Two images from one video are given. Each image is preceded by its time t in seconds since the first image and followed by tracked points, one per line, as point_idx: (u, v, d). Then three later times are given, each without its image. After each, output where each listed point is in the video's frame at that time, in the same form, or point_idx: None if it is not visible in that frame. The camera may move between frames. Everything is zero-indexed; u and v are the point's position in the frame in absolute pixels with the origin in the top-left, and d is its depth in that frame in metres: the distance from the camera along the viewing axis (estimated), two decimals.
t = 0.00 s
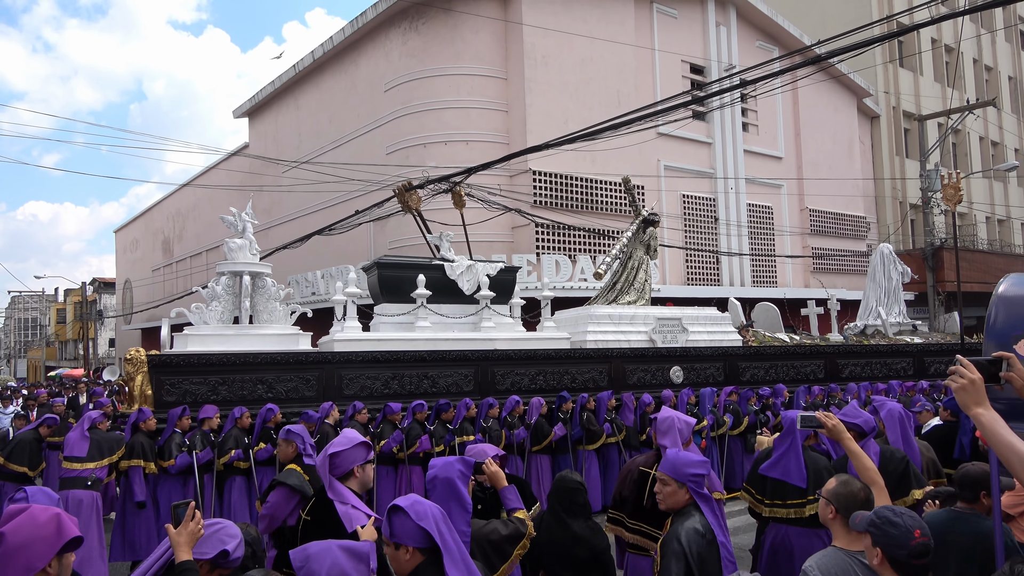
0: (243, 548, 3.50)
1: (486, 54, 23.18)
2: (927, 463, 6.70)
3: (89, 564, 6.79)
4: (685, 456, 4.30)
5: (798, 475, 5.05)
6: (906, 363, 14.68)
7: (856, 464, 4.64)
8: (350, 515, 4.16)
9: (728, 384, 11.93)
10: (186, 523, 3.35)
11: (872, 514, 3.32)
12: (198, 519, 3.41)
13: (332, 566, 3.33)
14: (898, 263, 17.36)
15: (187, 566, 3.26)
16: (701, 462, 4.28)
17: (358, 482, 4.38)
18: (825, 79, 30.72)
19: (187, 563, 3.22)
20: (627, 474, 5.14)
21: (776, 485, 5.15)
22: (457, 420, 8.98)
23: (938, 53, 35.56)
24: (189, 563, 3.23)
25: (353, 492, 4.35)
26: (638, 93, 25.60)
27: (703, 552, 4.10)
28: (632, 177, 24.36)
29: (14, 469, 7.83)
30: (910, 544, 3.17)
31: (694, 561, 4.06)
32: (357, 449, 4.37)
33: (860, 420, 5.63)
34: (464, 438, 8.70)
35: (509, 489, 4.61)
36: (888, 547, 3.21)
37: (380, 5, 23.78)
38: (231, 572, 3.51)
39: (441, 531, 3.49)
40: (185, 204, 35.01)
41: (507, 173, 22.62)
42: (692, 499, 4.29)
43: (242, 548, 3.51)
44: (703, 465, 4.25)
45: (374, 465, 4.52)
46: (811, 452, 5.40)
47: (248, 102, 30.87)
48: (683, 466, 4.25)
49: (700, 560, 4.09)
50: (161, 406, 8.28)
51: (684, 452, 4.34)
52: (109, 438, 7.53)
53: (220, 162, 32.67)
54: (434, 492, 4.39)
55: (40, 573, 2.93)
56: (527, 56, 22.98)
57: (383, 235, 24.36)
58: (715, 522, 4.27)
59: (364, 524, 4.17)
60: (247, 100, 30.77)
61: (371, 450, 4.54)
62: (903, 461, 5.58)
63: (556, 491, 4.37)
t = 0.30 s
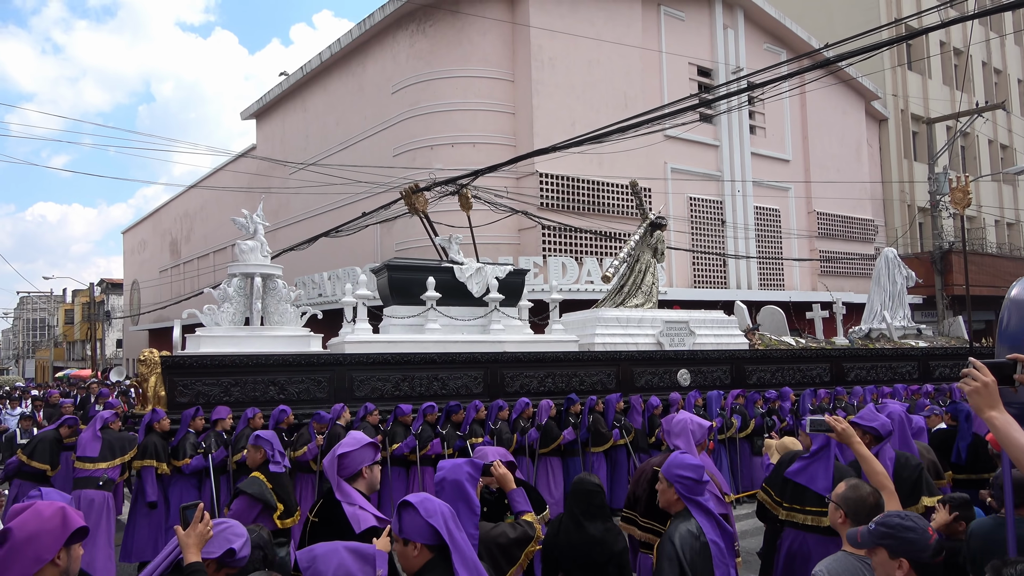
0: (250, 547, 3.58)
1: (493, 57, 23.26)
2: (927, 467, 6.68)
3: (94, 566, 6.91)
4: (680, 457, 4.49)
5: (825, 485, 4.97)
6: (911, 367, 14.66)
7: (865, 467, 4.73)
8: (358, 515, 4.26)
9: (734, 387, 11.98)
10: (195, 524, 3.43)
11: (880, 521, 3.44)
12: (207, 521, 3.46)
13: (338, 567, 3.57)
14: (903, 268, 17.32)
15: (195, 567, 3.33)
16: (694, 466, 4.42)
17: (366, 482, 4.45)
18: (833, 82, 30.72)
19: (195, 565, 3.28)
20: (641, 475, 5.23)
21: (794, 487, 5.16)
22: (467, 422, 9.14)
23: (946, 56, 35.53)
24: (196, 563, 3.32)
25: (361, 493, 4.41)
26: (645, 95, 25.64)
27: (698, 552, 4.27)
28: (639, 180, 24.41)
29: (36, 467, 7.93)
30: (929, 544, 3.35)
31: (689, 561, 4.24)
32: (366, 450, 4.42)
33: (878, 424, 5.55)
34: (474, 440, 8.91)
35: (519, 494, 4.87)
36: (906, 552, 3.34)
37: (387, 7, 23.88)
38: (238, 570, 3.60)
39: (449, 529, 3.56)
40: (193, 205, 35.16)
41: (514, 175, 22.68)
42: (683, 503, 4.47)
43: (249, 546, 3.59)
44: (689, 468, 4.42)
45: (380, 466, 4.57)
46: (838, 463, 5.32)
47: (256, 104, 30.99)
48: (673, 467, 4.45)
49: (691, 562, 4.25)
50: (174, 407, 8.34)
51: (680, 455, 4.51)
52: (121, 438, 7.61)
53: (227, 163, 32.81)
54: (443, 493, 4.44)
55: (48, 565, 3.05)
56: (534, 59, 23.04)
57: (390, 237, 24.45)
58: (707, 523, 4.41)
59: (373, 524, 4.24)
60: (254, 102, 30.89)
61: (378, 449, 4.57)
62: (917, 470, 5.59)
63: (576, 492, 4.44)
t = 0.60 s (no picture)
0: (254, 553, 3.66)
1: (498, 60, 23.35)
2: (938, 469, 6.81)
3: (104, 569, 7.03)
4: (689, 460, 4.60)
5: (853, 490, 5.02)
6: (916, 368, 14.68)
7: (873, 470, 4.77)
8: (363, 517, 4.25)
9: (741, 389, 12.05)
10: (202, 528, 3.50)
11: (889, 522, 3.51)
12: (214, 525, 3.55)
13: (344, 571, 3.47)
14: (906, 269, 17.27)
15: (202, 571, 3.40)
16: (704, 468, 4.51)
17: (372, 485, 4.54)
18: (839, 83, 30.75)
19: (202, 569, 3.35)
20: (647, 475, 5.34)
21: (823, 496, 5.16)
22: (476, 425, 9.27)
23: (953, 56, 35.56)
24: (202, 567, 3.39)
25: (366, 496, 4.47)
26: (650, 97, 25.70)
27: (697, 552, 4.36)
28: (644, 182, 24.49)
29: (59, 467, 8.13)
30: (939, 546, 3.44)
31: (684, 560, 4.34)
32: (372, 452, 4.51)
33: (890, 425, 5.63)
34: (485, 442, 8.92)
35: (524, 496, 4.87)
36: (917, 555, 3.41)
37: (393, 11, 23.99)
38: None
39: (450, 528, 3.66)
40: (200, 209, 35.34)
41: (520, 178, 22.74)
42: (689, 504, 4.59)
43: (253, 552, 3.67)
44: (698, 470, 4.51)
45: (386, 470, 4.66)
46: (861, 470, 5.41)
47: (262, 107, 31.15)
48: (683, 468, 4.56)
49: (690, 561, 4.35)
50: (187, 410, 8.44)
51: (690, 457, 4.62)
52: (133, 439, 7.70)
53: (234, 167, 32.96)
54: (448, 496, 4.58)
55: (54, 565, 3.20)
56: (539, 61, 23.12)
57: (396, 240, 24.56)
58: (711, 526, 4.48)
59: (376, 527, 4.25)
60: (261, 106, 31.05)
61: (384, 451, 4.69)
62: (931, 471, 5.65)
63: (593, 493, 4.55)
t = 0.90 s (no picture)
0: (250, 552, 3.69)
1: (500, 62, 23.37)
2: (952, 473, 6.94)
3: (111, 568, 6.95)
4: (693, 461, 4.60)
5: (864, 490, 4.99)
6: (920, 371, 14.69)
7: (876, 474, 4.79)
8: (361, 519, 4.31)
9: (744, 392, 12.05)
10: (201, 531, 3.51)
11: (895, 524, 3.51)
12: (214, 528, 3.56)
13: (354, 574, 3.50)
14: (911, 272, 17.22)
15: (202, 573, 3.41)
16: (707, 470, 4.51)
17: (372, 487, 4.57)
18: (842, 86, 30.78)
19: (202, 570, 3.36)
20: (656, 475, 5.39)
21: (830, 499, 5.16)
22: (481, 427, 9.31)
23: (956, 59, 35.62)
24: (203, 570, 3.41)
25: (365, 499, 4.49)
26: (653, 100, 25.71)
27: (701, 552, 4.37)
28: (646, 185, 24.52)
29: (68, 466, 8.26)
30: (944, 548, 3.45)
31: (688, 560, 4.34)
32: (372, 455, 4.51)
33: (894, 426, 5.72)
34: (488, 444, 9.02)
35: (525, 498, 4.78)
36: (927, 556, 3.43)
37: (395, 13, 24.02)
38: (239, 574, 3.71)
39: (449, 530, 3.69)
40: (203, 211, 35.36)
41: (522, 180, 22.76)
42: (694, 505, 4.62)
43: (249, 551, 3.70)
44: (703, 471, 4.52)
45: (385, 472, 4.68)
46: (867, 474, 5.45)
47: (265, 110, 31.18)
48: (688, 470, 4.56)
49: (696, 561, 4.36)
50: (193, 412, 8.44)
51: (695, 459, 4.62)
52: (139, 442, 7.71)
53: (237, 169, 33.00)
54: (448, 499, 4.62)
55: (52, 568, 3.23)
56: (541, 64, 23.14)
57: (398, 242, 24.56)
58: (717, 528, 4.49)
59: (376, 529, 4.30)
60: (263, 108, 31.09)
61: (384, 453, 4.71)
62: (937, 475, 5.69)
63: (604, 496, 4.57)
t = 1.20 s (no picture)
0: (245, 550, 3.70)
1: (502, 65, 23.36)
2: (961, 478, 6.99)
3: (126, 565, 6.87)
4: (685, 467, 4.58)
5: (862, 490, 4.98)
6: (923, 376, 14.69)
7: (874, 479, 4.71)
8: (362, 521, 4.20)
9: (749, 396, 12.02)
10: (200, 532, 3.51)
11: (897, 529, 3.47)
12: (212, 528, 3.56)
13: None
14: (915, 278, 17.23)
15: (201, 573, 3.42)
16: (701, 474, 4.50)
17: (371, 489, 4.47)
18: (842, 91, 30.86)
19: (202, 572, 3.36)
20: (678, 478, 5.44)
21: (828, 501, 5.09)
22: (486, 429, 9.18)
23: (956, 65, 35.75)
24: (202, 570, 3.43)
25: (366, 501, 4.40)
26: (654, 103, 25.71)
27: (710, 557, 4.32)
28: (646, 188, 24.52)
29: (70, 465, 8.50)
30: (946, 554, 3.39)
31: (699, 567, 4.28)
32: (372, 456, 4.44)
33: (894, 430, 5.78)
34: (494, 446, 8.80)
35: (523, 500, 4.81)
36: (930, 562, 3.39)
37: (396, 15, 24.00)
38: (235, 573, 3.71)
39: (457, 535, 3.63)
40: (202, 210, 35.31)
41: (522, 183, 22.75)
42: (692, 511, 4.53)
43: (244, 550, 3.71)
44: (697, 476, 4.50)
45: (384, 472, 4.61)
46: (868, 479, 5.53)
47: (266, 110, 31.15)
48: (682, 476, 4.53)
49: (708, 564, 4.30)
50: (198, 412, 8.36)
51: (686, 464, 4.60)
52: (144, 444, 7.63)
53: (237, 169, 32.94)
54: (448, 500, 4.58)
55: (48, 568, 3.21)
56: (543, 66, 23.14)
57: (397, 244, 24.52)
58: (719, 529, 4.49)
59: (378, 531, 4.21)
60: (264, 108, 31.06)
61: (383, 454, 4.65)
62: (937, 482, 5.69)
63: (609, 494, 4.65)
